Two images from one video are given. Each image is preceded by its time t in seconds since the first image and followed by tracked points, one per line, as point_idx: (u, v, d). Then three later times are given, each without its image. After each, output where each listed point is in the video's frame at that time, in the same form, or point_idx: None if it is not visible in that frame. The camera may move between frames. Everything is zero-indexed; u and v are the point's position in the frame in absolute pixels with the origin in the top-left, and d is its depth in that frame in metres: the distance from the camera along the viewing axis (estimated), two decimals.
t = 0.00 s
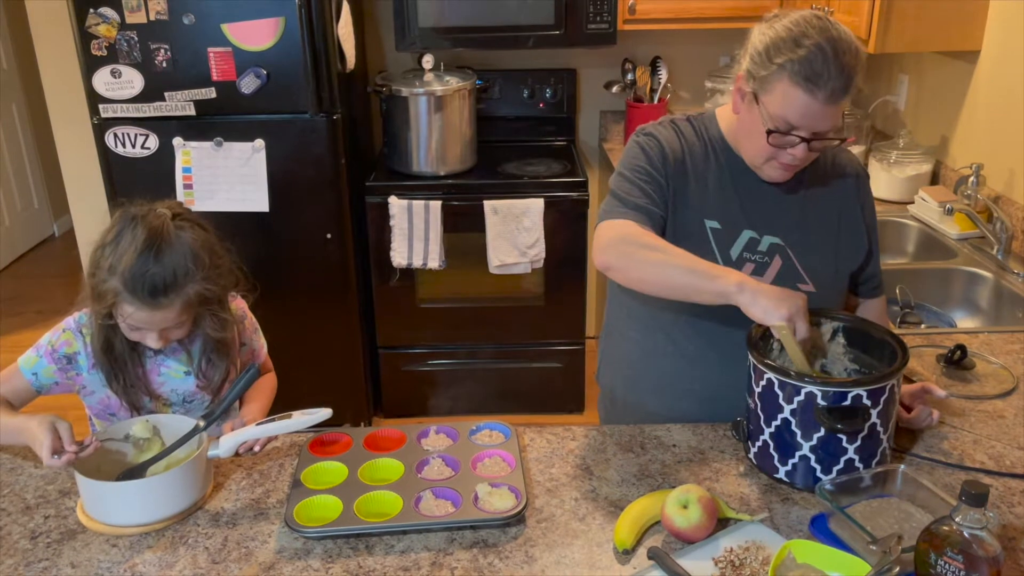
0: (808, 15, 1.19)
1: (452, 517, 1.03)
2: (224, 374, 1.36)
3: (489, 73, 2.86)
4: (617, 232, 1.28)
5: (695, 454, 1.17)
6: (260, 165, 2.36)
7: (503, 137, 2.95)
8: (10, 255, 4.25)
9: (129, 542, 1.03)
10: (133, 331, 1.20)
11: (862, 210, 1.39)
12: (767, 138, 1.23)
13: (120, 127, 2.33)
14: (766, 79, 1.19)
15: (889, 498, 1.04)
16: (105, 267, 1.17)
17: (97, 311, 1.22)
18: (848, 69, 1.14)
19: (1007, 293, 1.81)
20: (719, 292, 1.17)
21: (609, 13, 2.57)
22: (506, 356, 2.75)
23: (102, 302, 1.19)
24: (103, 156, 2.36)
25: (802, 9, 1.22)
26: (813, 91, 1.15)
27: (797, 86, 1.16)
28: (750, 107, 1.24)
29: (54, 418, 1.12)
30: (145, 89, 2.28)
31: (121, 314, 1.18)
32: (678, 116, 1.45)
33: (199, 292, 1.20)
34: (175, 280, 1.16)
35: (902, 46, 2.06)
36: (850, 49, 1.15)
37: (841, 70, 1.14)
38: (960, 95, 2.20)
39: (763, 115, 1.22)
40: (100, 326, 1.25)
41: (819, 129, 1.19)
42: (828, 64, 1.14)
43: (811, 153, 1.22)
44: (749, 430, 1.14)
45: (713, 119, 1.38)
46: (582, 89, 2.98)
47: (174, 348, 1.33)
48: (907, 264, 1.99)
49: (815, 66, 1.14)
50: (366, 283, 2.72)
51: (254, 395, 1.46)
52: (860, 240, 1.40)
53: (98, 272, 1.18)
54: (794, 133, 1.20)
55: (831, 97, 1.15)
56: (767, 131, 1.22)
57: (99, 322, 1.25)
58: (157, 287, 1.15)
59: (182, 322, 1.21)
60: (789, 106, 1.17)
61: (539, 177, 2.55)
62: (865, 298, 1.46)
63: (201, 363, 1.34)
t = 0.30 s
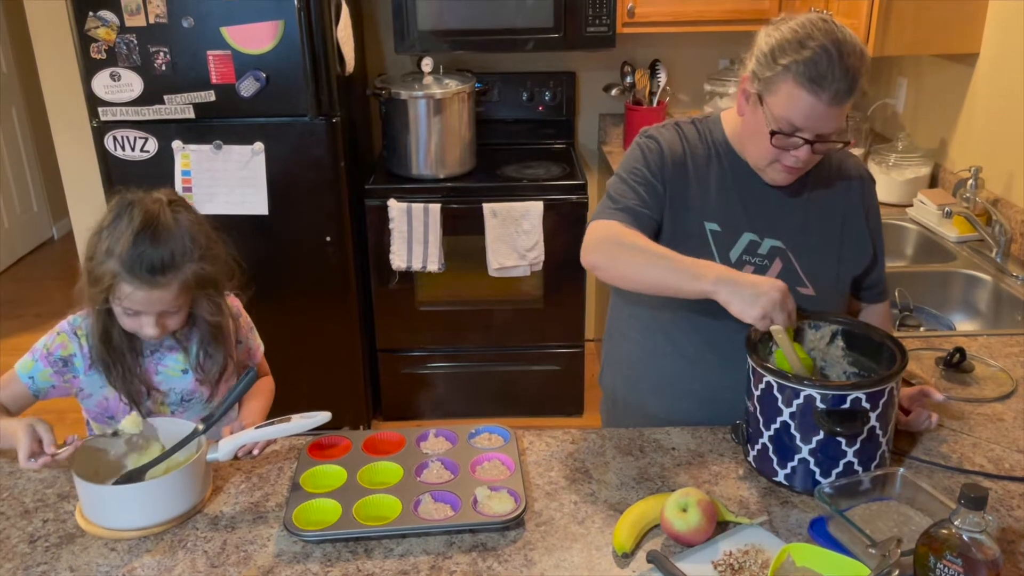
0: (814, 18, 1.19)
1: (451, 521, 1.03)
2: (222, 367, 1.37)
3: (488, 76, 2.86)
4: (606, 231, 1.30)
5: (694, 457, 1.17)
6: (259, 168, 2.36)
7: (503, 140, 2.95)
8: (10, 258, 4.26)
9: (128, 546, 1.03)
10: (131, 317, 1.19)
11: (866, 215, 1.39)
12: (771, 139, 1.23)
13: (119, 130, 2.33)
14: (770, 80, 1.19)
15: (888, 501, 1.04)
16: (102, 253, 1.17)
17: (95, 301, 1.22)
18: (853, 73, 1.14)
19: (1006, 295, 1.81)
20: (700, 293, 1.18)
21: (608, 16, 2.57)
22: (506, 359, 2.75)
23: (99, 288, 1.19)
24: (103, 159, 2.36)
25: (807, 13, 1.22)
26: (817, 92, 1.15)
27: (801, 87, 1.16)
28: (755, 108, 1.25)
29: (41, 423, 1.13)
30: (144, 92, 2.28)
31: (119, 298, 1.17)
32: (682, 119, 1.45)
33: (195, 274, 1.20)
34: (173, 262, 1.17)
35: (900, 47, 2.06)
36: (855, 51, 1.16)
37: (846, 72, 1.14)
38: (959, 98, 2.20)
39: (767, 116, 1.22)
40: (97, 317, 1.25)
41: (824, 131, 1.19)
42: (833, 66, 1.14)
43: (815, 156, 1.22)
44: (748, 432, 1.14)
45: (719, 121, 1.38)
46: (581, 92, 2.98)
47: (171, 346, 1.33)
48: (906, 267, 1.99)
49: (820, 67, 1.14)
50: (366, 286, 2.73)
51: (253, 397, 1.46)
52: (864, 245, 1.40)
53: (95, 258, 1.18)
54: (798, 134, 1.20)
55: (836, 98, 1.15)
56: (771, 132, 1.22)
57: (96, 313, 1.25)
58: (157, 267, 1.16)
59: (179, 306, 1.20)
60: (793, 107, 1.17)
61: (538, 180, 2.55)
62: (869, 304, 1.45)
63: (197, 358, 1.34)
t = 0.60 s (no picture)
0: (811, 20, 1.20)
1: (452, 524, 1.03)
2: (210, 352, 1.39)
3: (488, 79, 2.87)
4: (587, 248, 1.35)
5: (695, 459, 1.18)
6: (260, 171, 2.36)
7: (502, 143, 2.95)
8: (10, 261, 4.26)
9: (129, 549, 1.03)
10: (121, 288, 1.22)
11: (863, 218, 1.39)
12: (770, 140, 1.23)
13: (119, 134, 2.33)
14: (768, 81, 1.19)
15: (888, 504, 1.04)
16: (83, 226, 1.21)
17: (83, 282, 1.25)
18: (850, 72, 1.15)
19: (1005, 298, 1.81)
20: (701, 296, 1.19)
21: (607, 20, 2.58)
22: (505, 362, 2.76)
23: (87, 260, 1.22)
24: (103, 163, 2.36)
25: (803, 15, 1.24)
26: (815, 92, 1.16)
27: (800, 87, 1.16)
28: (753, 109, 1.25)
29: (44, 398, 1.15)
30: (145, 96, 2.28)
31: (106, 269, 1.21)
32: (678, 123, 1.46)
33: (176, 238, 1.25)
34: (151, 225, 1.22)
35: (899, 50, 2.07)
36: (853, 51, 1.17)
37: (844, 71, 1.15)
38: (958, 102, 2.20)
39: (766, 117, 1.22)
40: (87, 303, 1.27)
41: (822, 131, 1.19)
42: (831, 66, 1.15)
43: (813, 157, 1.22)
44: (749, 435, 1.14)
45: (716, 126, 1.39)
46: (581, 95, 2.99)
47: (161, 338, 1.34)
48: (905, 269, 2.00)
49: (818, 67, 1.15)
50: (366, 288, 2.73)
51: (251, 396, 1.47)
52: (861, 247, 1.40)
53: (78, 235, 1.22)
54: (797, 134, 1.20)
55: (834, 98, 1.16)
56: (770, 133, 1.22)
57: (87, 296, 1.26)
58: (138, 228, 1.20)
59: (166, 272, 1.24)
60: (792, 107, 1.18)
61: (538, 183, 2.56)
62: (868, 305, 1.45)
63: (187, 347, 1.36)
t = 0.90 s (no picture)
0: (805, 20, 1.21)
1: (454, 526, 1.03)
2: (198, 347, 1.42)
3: (488, 82, 2.87)
4: (584, 265, 1.39)
5: (696, 462, 1.18)
6: (260, 174, 2.36)
7: (503, 145, 2.96)
8: (10, 264, 4.26)
9: (132, 552, 1.03)
10: (131, 263, 1.26)
11: (859, 218, 1.39)
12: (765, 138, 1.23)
13: (120, 137, 2.33)
14: (764, 80, 1.20)
15: (889, 506, 1.04)
16: (79, 210, 1.26)
17: (80, 271, 1.27)
18: (845, 70, 1.16)
19: (1005, 300, 1.81)
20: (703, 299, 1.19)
21: (608, 23, 2.58)
22: (505, 365, 2.76)
23: (90, 245, 1.25)
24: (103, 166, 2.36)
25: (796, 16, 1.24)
26: (811, 89, 1.16)
27: (796, 85, 1.17)
28: (749, 110, 1.25)
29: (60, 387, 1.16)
30: (146, 99, 2.29)
31: (111, 246, 1.25)
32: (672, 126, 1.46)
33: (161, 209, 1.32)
34: (142, 197, 1.29)
35: (899, 54, 2.07)
36: (848, 49, 1.17)
37: (839, 69, 1.16)
38: (957, 104, 2.21)
39: (762, 117, 1.22)
40: (83, 293, 1.28)
41: (817, 129, 1.19)
42: (825, 63, 1.15)
43: (810, 156, 1.22)
44: (750, 438, 1.15)
45: (712, 129, 1.39)
46: (581, 98, 2.99)
47: (155, 336, 1.36)
48: (905, 272, 2.00)
49: (813, 65, 1.15)
50: (366, 292, 2.73)
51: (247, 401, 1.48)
52: (858, 248, 1.40)
53: (74, 222, 1.26)
54: (793, 133, 1.20)
55: (829, 96, 1.17)
56: (766, 131, 1.22)
57: (90, 288, 1.27)
58: (133, 196, 1.27)
59: (164, 241, 1.30)
60: (788, 105, 1.18)
61: (538, 186, 2.56)
62: (866, 306, 1.45)
63: (180, 343, 1.39)
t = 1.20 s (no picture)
0: (797, 22, 1.21)
1: (455, 530, 1.04)
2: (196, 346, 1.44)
3: (488, 86, 2.87)
4: (586, 267, 1.40)
5: (697, 464, 1.18)
6: (260, 178, 2.36)
7: (503, 149, 2.96)
8: (10, 267, 4.27)
9: (133, 556, 1.03)
10: (133, 247, 1.30)
11: (857, 221, 1.39)
12: (758, 139, 1.23)
13: (120, 141, 2.34)
14: (755, 82, 1.20)
15: (890, 508, 1.04)
16: (72, 207, 1.30)
17: (84, 266, 1.29)
18: (834, 69, 1.16)
19: (1005, 303, 1.82)
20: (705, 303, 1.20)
21: (607, 26, 2.59)
22: (505, 368, 2.76)
23: (90, 239, 1.29)
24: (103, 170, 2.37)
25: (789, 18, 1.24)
26: (800, 89, 1.16)
27: (785, 86, 1.17)
28: (742, 111, 1.26)
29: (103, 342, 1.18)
30: (146, 103, 2.29)
31: (112, 234, 1.29)
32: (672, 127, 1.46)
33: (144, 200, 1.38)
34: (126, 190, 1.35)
35: (897, 58, 2.08)
36: (838, 49, 1.17)
37: (827, 69, 1.15)
38: (956, 107, 2.21)
39: (754, 118, 1.23)
40: (89, 288, 1.30)
41: (809, 129, 1.19)
42: (813, 64, 1.15)
43: (803, 155, 1.23)
44: (751, 440, 1.15)
45: (710, 131, 1.40)
46: (581, 102, 3.00)
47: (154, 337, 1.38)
48: (905, 275, 2.00)
49: (801, 66, 1.16)
50: (366, 294, 2.73)
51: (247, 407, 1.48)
52: (855, 251, 1.40)
53: (69, 219, 1.30)
54: (785, 133, 1.21)
55: (819, 95, 1.16)
56: (758, 132, 1.23)
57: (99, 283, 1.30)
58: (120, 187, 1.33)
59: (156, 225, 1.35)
60: (778, 105, 1.18)
61: (538, 189, 2.56)
62: (864, 309, 1.46)
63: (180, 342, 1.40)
